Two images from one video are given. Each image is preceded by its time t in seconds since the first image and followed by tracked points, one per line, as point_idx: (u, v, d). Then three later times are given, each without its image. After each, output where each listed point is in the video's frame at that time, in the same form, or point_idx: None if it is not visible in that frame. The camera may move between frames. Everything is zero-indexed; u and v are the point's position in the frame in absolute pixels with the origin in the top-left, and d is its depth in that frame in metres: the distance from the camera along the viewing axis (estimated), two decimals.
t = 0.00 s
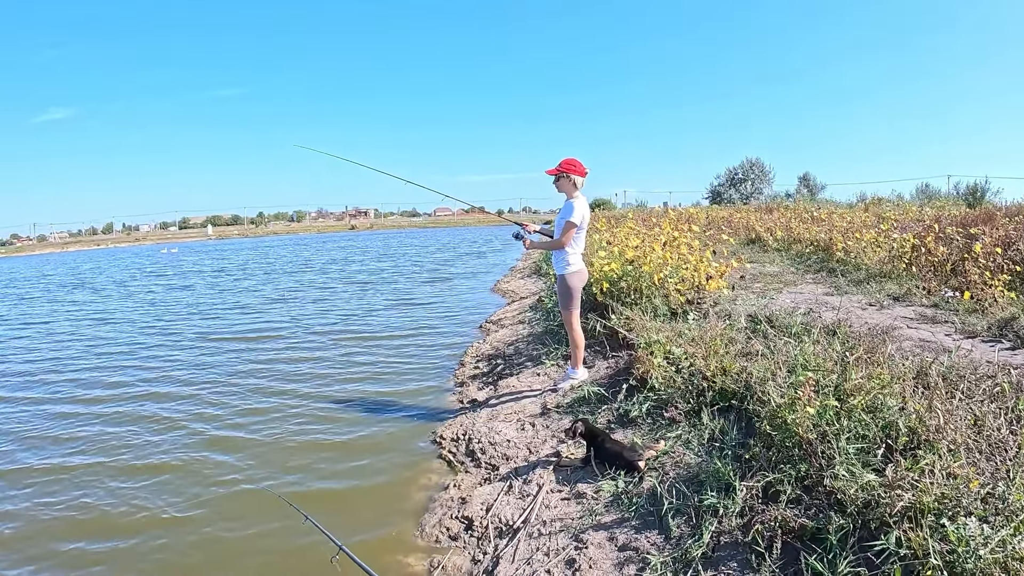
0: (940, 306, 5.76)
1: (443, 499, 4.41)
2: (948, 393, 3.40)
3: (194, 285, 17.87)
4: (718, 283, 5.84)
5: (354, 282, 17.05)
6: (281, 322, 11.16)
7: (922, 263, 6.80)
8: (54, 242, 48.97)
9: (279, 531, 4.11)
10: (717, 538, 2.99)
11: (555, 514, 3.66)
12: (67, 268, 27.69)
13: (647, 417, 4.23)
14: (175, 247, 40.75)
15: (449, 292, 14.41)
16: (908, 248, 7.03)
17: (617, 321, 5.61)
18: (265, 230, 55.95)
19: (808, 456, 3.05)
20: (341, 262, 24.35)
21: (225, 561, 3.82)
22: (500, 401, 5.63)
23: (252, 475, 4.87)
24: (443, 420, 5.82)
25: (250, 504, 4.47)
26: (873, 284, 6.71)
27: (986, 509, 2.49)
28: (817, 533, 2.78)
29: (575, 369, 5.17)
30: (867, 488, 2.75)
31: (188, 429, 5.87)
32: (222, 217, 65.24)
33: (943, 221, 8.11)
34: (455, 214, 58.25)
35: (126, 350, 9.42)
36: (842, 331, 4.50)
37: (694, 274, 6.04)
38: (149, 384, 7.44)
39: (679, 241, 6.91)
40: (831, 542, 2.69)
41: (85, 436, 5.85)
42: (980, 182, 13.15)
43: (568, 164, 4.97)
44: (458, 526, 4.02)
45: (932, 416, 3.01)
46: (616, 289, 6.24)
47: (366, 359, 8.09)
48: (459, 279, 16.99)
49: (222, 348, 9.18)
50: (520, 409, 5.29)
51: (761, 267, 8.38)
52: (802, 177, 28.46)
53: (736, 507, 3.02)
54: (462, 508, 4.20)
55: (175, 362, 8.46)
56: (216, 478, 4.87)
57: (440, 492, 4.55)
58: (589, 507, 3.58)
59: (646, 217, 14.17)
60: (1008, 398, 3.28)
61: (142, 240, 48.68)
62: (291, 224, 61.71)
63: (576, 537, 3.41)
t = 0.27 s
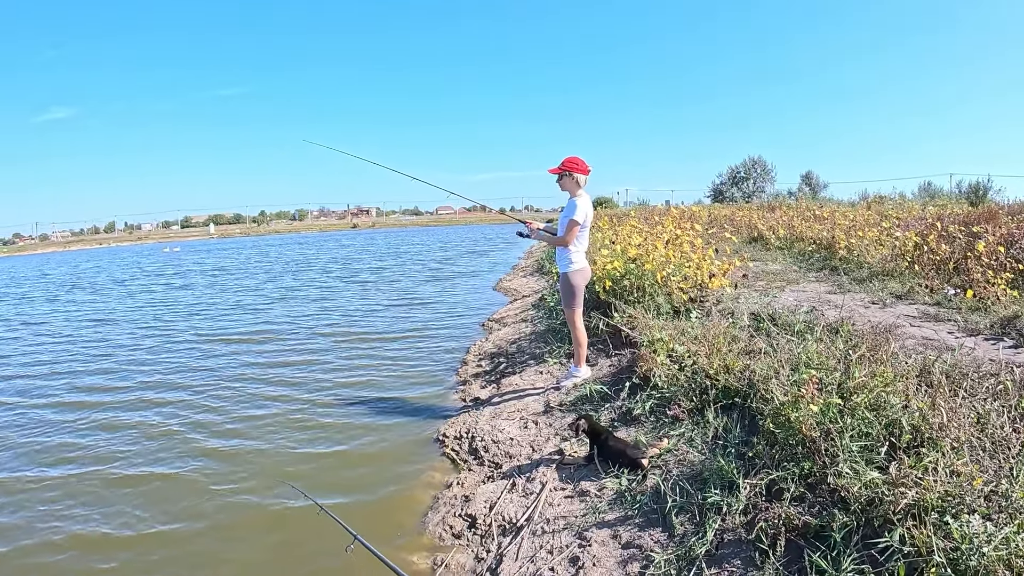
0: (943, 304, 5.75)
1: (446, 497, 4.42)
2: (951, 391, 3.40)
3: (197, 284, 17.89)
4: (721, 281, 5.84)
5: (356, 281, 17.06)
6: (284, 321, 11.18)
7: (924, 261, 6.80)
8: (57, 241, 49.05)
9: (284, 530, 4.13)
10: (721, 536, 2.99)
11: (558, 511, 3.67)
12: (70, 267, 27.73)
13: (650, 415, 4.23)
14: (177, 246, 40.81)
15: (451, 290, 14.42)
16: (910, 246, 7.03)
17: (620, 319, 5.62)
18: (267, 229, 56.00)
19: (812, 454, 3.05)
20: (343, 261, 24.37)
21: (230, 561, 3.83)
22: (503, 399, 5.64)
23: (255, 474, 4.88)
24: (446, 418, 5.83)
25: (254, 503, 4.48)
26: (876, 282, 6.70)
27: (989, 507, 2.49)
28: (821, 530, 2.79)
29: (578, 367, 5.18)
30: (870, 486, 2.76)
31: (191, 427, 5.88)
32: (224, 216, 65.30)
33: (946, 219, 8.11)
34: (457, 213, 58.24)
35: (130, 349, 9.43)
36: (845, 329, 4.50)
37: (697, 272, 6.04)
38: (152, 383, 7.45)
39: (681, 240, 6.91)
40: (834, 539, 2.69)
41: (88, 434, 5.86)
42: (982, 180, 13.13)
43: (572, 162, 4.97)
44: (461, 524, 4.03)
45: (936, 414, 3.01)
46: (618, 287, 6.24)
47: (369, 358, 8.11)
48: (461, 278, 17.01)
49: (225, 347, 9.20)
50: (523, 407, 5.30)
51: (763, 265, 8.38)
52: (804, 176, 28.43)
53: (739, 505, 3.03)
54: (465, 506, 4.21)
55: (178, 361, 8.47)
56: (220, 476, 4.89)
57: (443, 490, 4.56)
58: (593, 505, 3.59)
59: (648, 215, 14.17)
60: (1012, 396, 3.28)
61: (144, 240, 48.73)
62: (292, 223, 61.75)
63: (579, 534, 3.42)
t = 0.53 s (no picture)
0: (945, 302, 5.75)
1: (448, 495, 4.43)
2: (954, 389, 3.41)
3: (200, 283, 17.93)
4: (723, 279, 5.84)
5: (359, 279, 17.08)
6: (286, 320, 11.20)
7: (927, 259, 6.79)
8: (60, 240, 49.19)
9: (287, 528, 4.15)
10: (723, 534, 3.00)
11: (561, 510, 3.68)
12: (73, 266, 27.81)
13: (653, 414, 4.23)
14: (180, 244, 40.88)
15: (453, 289, 14.43)
16: (913, 245, 7.02)
17: (623, 317, 5.62)
18: (269, 227, 56.06)
19: (814, 452, 3.06)
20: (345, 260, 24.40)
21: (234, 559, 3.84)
22: (506, 397, 5.65)
23: (259, 472, 4.90)
24: (448, 416, 5.84)
25: (256, 501, 4.49)
26: (878, 281, 6.70)
27: (992, 505, 2.50)
28: (823, 528, 2.80)
29: (581, 365, 5.18)
30: (873, 484, 2.76)
31: (194, 426, 5.90)
32: (226, 215, 65.36)
33: (948, 217, 8.10)
34: (458, 211, 58.22)
35: (133, 348, 9.46)
36: (848, 327, 4.50)
37: (699, 271, 6.04)
38: (155, 381, 7.47)
39: (684, 238, 6.91)
40: (837, 538, 2.70)
41: (92, 434, 5.88)
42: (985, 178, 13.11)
43: (575, 160, 4.97)
44: (464, 522, 4.04)
45: (939, 412, 3.01)
46: (621, 285, 6.25)
47: (371, 356, 8.12)
48: (463, 276, 17.02)
49: (227, 345, 9.22)
50: (525, 405, 5.31)
51: (766, 263, 8.37)
52: (807, 174, 28.39)
53: (742, 503, 3.04)
54: (467, 504, 4.22)
55: (181, 359, 8.50)
56: (223, 474, 4.91)
57: (445, 489, 4.57)
58: (595, 503, 3.60)
59: (650, 214, 14.16)
60: (1014, 395, 3.28)
61: (146, 238, 48.84)
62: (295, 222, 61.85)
63: (582, 533, 3.42)
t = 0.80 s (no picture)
0: (947, 301, 5.74)
1: (450, 493, 4.44)
2: (955, 388, 3.41)
3: (202, 282, 17.94)
4: (725, 278, 5.84)
5: (360, 278, 17.09)
6: (288, 318, 11.21)
7: (928, 258, 6.79)
8: (62, 239, 49.27)
9: (289, 524, 4.16)
10: (725, 533, 3.01)
11: (563, 508, 3.69)
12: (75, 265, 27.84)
13: (654, 412, 4.24)
14: (182, 244, 40.97)
15: (454, 287, 14.44)
16: (915, 243, 7.02)
17: (624, 316, 5.63)
18: (270, 226, 56.10)
19: (816, 451, 3.06)
20: (347, 259, 24.42)
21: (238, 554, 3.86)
22: (507, 396, 5.66)
23: (261, 470, 4.91)
24: (450, 415, 5.85)
25: (258, 498, 4.50)
26: (880, 279, 6.69)
27: (993, 504, 2.50)
28: (824, 527, 2.80)
29: (582, 364, 5.19)
30: (875, 483, 2.76)
31: (196, 424, 5.92)
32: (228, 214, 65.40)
33: (950, 216, 8.09)
34: (460, 210, 58.23)
35: (135, 346, 9.48)
36: (850, 326, 4.50)
37: (701, 269, 6.04)
38: (158, 380, 7.49)
39: (685, 236, 6.91)
40: (839, 536, 2.70)
41: (95, 431, 5.90)
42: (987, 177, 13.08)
43: (576, 159, 4.97)
44: (466, 520, 4.05)
45: (940, 411, 3.02)
46: (622, 284, 6.25)
47: (373, 355, 8.13)
48: (465, 275, 17.03)
49: (229, 344, 9.23)
50: (527, 404, 5.32)
51: (767, 262, 8.37)
52: (808, 172, 28.37)
53: (743, 501, 3.04)
54: (469, 502, 4.22)
55: (183, 358, 8.51)
56: (225, 472, 4.92)
57: (447, 487, 4.58)
58: (597, 501, 3.61)
59: (651, 212, 14.15)
60: (1015, 393, 3.28)
61: (148, 237, 48.90)
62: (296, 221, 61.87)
63: (583, 531, 3.43)
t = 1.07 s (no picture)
0: (948, 300, 5.74)
1: (452, 492, 4.45)
2: (956, 386, 3.41)
3: (203, 281, 17.96)
4: (726, 277, 5.83)
5: (361, 277, 17.11)
6: (289, 317, 11.22)
7: (930, 257, 6.78)
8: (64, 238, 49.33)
9: (291, 522, 4.18)
10: (726, 531, 3.01)
11: (564, 507, 3.69)
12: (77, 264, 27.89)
13: (655, 411, 4.24)
14: (184, 242, 40.98)
15: (456, 286, 14.45)
16: (916, 242, 7.01)
17: (625, 314, 5.63)
18: (271, 225, 56.12)
19: (817, 449, 3.06)
20: (348, 257, 24.43)
21: (242, 552, 3.88)
22: (509, 394, 5.66)
23: (263, 469, 4.92)
24: (452, 413, 5.86)
25: (261, 498, 4.52)
26: (881, 278, 6.69)
27: (994, 503, 2.50)
28: (825, 525, 2.81)
29: (583, 363, 5.19)
30: (875, 481, 2.77)
31: (198, 423, 5.93)
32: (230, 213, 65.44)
33: (952, 215, 8.08)
34: (461, 208, 58.22)
35: (137, 346, 9.49)
36: (851, 325, 4.50)
37: (702, 268, 6.03)
38: (160, 379, 7.50)
39: (687, 235, 6.91)
40: (839, 534, 2.71)
41: (98, 431, 5.91)
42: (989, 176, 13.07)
43: (577, 158, 4.96)
44: (467, 518, 4.06)
45: (941, 410, 3.02)
46: (623, 283, 6.25)
47: (375, 353, 8.14)
48: (466, 274, 17.04)
49: (231, 343, 9.25)
50: (528, 402, 5.32)
51: (769, 260, 8.37)
52: (809, 171, 28.36)
53: (744, 500, 3.05)
54: (470, 501, 4.23)
55: (185, 357, 8.52)
56: (227, 471, 4.93)
57: (449, 485, 4.59)
58: (598, 500, 3.61)
59: (652, 211, 14.15)
60: (1016, 392, 3.28)
61: (150, 236, 48.96)
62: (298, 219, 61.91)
63: (585, 529, 3.44)
